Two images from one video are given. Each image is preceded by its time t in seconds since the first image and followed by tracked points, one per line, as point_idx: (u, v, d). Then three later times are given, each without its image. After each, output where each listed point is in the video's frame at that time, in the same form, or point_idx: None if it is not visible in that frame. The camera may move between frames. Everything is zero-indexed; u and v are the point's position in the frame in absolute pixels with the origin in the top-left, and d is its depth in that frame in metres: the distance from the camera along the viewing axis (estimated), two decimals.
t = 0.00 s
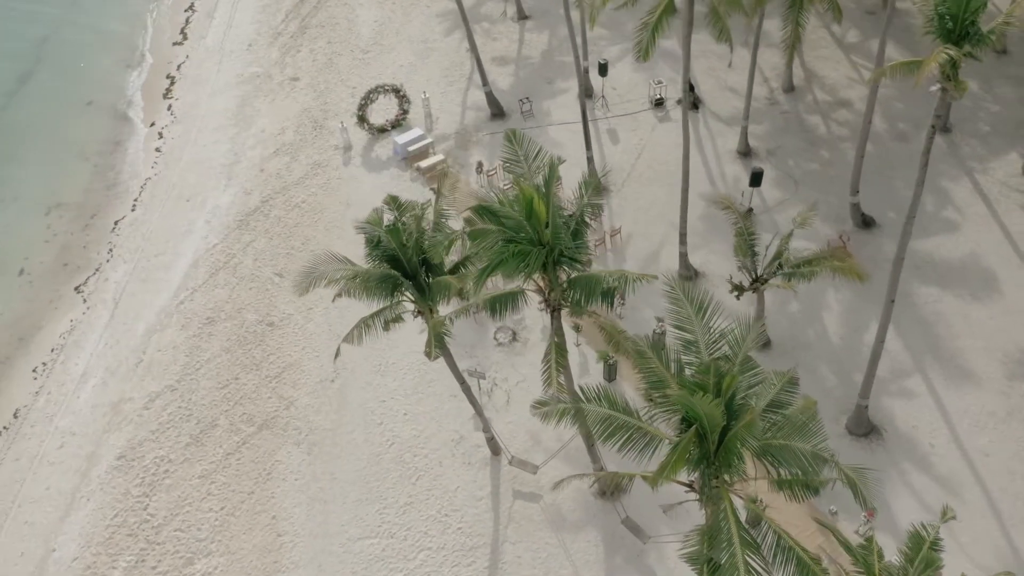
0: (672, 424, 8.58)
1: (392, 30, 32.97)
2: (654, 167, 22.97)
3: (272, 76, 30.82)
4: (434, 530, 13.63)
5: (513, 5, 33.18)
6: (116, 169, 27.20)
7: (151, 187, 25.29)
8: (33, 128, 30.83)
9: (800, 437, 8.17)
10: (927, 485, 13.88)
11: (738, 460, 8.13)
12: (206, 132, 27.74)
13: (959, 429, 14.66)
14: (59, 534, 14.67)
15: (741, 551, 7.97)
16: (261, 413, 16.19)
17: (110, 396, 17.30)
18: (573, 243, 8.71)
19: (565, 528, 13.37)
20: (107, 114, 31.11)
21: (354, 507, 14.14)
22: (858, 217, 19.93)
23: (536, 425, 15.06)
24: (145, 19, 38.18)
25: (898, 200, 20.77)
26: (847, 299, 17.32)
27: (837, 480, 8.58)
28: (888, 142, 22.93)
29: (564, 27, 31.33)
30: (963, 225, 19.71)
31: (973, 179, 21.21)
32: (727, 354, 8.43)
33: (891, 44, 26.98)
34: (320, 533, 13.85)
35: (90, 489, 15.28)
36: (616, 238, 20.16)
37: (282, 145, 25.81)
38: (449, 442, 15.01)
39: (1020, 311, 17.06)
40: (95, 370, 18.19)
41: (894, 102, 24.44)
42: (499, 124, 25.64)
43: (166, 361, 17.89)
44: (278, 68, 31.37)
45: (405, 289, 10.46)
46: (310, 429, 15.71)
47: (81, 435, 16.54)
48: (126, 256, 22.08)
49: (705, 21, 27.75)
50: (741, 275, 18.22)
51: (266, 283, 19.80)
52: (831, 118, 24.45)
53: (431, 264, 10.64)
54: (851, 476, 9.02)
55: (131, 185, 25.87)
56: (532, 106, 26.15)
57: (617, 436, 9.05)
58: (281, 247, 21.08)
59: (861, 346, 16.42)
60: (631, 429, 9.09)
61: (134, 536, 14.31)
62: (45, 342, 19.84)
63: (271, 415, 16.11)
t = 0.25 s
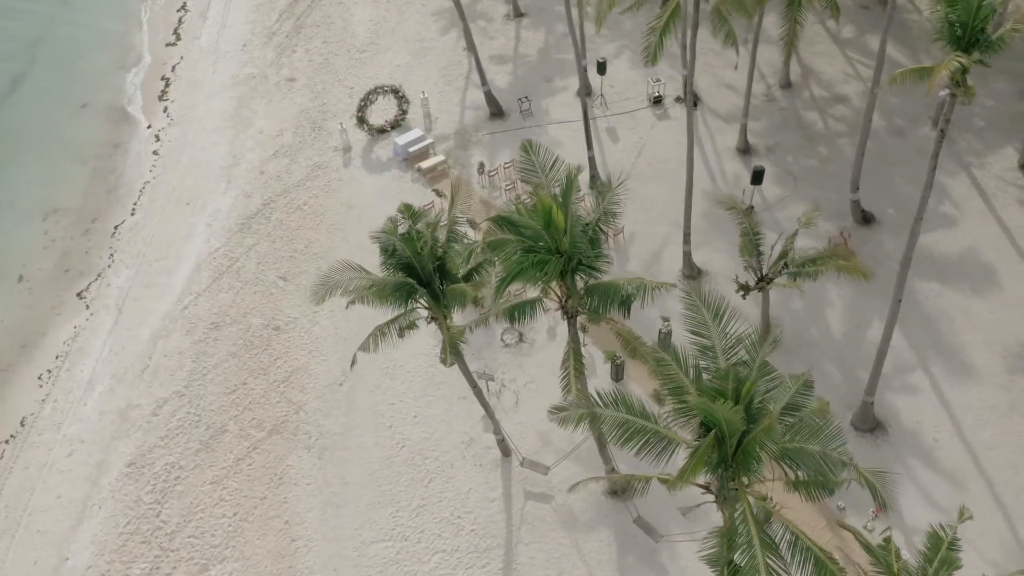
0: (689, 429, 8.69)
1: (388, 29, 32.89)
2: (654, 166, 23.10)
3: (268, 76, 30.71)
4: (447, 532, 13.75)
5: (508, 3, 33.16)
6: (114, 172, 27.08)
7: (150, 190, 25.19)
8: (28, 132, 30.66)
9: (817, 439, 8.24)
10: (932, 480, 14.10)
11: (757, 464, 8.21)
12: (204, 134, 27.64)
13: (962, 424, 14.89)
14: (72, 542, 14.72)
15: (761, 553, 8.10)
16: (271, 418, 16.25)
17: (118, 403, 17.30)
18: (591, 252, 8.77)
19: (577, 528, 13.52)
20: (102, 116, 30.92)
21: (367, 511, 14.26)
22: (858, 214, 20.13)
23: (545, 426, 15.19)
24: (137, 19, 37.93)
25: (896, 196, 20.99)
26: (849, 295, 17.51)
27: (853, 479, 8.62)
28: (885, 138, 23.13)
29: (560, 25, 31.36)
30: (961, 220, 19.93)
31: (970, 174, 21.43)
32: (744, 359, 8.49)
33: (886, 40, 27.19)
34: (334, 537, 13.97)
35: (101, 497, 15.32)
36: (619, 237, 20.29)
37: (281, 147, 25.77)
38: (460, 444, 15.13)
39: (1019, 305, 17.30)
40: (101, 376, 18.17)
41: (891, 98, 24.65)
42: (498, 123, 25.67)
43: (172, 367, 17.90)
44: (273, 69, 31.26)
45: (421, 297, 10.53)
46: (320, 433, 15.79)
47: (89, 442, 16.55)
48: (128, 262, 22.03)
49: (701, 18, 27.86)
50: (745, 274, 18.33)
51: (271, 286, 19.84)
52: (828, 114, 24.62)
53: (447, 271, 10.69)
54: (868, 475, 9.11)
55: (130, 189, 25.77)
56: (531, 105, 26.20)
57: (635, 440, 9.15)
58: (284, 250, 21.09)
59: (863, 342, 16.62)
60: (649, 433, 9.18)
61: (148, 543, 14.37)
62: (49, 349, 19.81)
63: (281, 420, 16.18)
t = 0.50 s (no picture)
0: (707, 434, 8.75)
1: (383, 28, 32.82)
2: (654, 164, 23.21)
3: (265, 77, 30.60)
4: (460, 534, 13.88)
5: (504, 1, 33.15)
6: (111, 176, 26.96)
7: (150, 194, 25.11)
8: (23, 135, 30.53)
9: (836, 443, 8.26)
10: (937, 474, 14.30)
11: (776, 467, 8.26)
12: (201, 136, 27.55)
13: (965, 418, 15.10)
14: (86, 550, 14.76)
15: (781, 554, 8.23)
16: (280, 423, 16.32)
17: (125, 410, 17.30)
18: (609, 260, 8.82)
19: (589, 528, 13.65)
20: (96, 118, 30.76)
21: (380, 514, 14.36)
22: (858, 210, 20.31)
23: (555, 427, 15.32)
24: (129, 20, 37.69)
25: (895, 192, 21.19)
26: (852, 292, 17.69)
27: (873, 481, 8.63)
28: (883, 134, 23.32)
29: (556, 23, 31.37)
30: (959, 215, 20.14)
31: (967, 169, 21.65)
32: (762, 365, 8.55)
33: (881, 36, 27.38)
34: (347, 541, 14.07)
35: (113, 505, 15.36)
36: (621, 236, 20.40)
37: (280, 149, 25.73)
38: (470, 445, 15.25)
39: (1018, 299, 17.53)
40: (107, 383, 18.16)
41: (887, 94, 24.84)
42: (497, 123, 25.71)
43: (179, 373, 17.90)
44: (269, 70, 31.14)
45: (438, 304, 10.60)
46: (330, 437, 15.86)
47: (98, 450, 16.55)
48: (130, 267, 21.97)
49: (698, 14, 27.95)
50: (750, 273, 18.46)
51: (275, 290, 19.87)
52: (825, 110, 24.79)
53: (462, 278, 10.75)
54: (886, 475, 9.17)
55: (129, 193, 25.68)
56: (530, 104, 26.25)
57: (653, 444, 9.21)
58: (287, 253, 21.09)
59: (866, 338, 16.77)
60: (666, 437, 9.23)
61: (162, 550, 14.43)
62: (53, 357, 19.76)
63: (290, 425, 16.24)
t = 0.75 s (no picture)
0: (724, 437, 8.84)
1: (377, 27, 32.74)
2: (652, 162, 23.34)
3: (259, 79, 30.47)
4: (472, 535, 14.00)
5: None
6: (107, 181, 26.79)
7: (146, 199, 24.98)
8: (14, 140, 30.31)
9: (852, 445, 8.34)
10: (941, 467, 14.53)
11: (793, 469, 8.35)
12: (197, 139, 27.42)
13: (967, 410, 15.35)
14: (97, 560, 14.79)
15: (799, 553, 8.37)
16: (288, 428, 16.36)
17: (131, 418, 17.28)
18: (624, 266, 8.88)
19: (600, 527, 13.80)
20: (89, 122, 30.55)
21: (391, 518, 14.45)
22: (855, 206, 20.53)
23: (563, 427, 15.45)
24: (119, 21, 37.42)
25: (891, 187, 21.43)
26: (851, 287, 17.90)
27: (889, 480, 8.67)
28: (878, 129, 23.56)
29: (550, 21, 31.38)
30: (955, 209, 20.40)
31: (962, 163, 21.92)
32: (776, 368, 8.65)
33: (873, 31, 27.61)
34: (360, 545, 14.17)
35: (123, 513, 15.39)
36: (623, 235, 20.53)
37: (278, 152, 25.66)
38: (480, 447, 15.35)
39: (1015, 291, 17.79)
40: (112, 391, 18.12)
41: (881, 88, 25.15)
42: (495, 123, 25.75)
43: (184, 380, 17.88)
44: (264, 71, 31.01)
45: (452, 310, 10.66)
46: (338, 441, 15.93)
47: (105, 458, 16.54)
48: (129, 273, 21.87)
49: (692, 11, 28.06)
50: (752, 271, 18.59)
51: (278, 294, 19.88)
52: (820, 105, 25.00)
53: (476, 285, 10.82)
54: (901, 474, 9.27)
55: (125, 198, 25.54)
56: (527, 104, 26.32)
57: (669, 447, 9.31)
58: (289, 257, 21.08)
59: (867, 333, 16.98)
60: (683, 441, 9.31)
61: (174, 557, 14.49)
62: (56, 365, 19.67)
63: (299, 429, 16.29)
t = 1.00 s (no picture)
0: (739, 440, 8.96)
1: (369, 28, 32.66)
2: (649, 161, 23.49)
3: (252, 81, 30.34)
4: (484, 537, 14.14)
5: None
6: (101, 187, 26.62)
7: (143, 205, 24.88)
8: (5, 147, 30.09)
9: (866, 445, 8.48)
10: (942, 459, 14.81)
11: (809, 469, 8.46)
12: (191, 144, 27.31)
13: (966, 403, 15.62)
14: (109, 570, 14.82)
15: (815, 552, 8.43)
16: (296, 434, 16.41)
17: (137, 427, 17.27)
18: (639, 274, 8.98)
19: (610, 526, 13.97)
20: (80, 127, 30.35)
21: (402, 522, 14.57)
22: (851, 201, 20.77)
23: (570, 427, 15.60)
24: (107, 23, 37.15)
25: (886, 182, 21.70)
26: (850, 282, 18.14)
27: (902, 480, 8.79)
28: (871, 124, 23.82)
29: (542, 19, 31.40)
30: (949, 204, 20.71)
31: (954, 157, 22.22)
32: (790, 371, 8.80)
33: (864, 25, 27.87)
34: (372, 550, 14.29)
35: (132, 523, 15.42)
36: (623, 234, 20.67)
37: (274, 155, 25.60)
38: (488, 448, 15.48)
39: (1010, 284, 18.09)
40: (116, 400, 18.09)
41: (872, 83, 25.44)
42: (491, 123, 25.81)
43: (189, 388, 17.87)
44: (256, 73, 30.88)
45: (464, 318, 10.68)
46: (347, 446, 16.00)
47: (113, 468, 16.54)
48: (128, 280, 21.79)
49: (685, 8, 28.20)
50: (753, 269, 18.73)
51: (280, 299, 19.90)
52: (813, 101, 25.23)
53: (488, 292, 10.85)
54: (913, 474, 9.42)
55: (121, 204, 25.41)
56: (523, 103, 26.40)
57: (685, 449, 9.41)
58: (289, 262, 21.08)
59: (866, 329, 17.21)
60: (697, 443, 9.40)
61: (187, 566, 14.56)
62: (57, 375, 19.58)
63: (306, 435, 16.35)
